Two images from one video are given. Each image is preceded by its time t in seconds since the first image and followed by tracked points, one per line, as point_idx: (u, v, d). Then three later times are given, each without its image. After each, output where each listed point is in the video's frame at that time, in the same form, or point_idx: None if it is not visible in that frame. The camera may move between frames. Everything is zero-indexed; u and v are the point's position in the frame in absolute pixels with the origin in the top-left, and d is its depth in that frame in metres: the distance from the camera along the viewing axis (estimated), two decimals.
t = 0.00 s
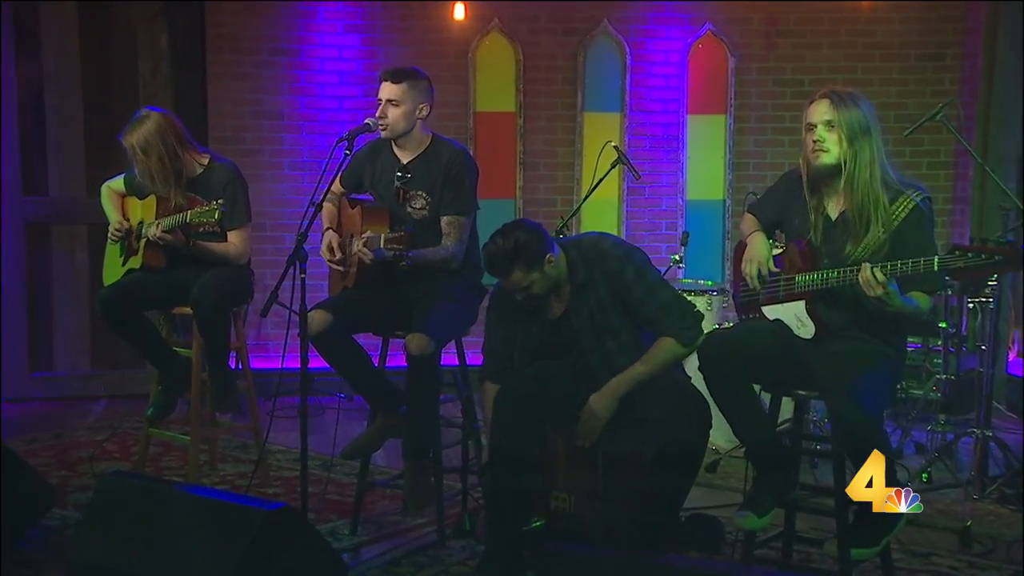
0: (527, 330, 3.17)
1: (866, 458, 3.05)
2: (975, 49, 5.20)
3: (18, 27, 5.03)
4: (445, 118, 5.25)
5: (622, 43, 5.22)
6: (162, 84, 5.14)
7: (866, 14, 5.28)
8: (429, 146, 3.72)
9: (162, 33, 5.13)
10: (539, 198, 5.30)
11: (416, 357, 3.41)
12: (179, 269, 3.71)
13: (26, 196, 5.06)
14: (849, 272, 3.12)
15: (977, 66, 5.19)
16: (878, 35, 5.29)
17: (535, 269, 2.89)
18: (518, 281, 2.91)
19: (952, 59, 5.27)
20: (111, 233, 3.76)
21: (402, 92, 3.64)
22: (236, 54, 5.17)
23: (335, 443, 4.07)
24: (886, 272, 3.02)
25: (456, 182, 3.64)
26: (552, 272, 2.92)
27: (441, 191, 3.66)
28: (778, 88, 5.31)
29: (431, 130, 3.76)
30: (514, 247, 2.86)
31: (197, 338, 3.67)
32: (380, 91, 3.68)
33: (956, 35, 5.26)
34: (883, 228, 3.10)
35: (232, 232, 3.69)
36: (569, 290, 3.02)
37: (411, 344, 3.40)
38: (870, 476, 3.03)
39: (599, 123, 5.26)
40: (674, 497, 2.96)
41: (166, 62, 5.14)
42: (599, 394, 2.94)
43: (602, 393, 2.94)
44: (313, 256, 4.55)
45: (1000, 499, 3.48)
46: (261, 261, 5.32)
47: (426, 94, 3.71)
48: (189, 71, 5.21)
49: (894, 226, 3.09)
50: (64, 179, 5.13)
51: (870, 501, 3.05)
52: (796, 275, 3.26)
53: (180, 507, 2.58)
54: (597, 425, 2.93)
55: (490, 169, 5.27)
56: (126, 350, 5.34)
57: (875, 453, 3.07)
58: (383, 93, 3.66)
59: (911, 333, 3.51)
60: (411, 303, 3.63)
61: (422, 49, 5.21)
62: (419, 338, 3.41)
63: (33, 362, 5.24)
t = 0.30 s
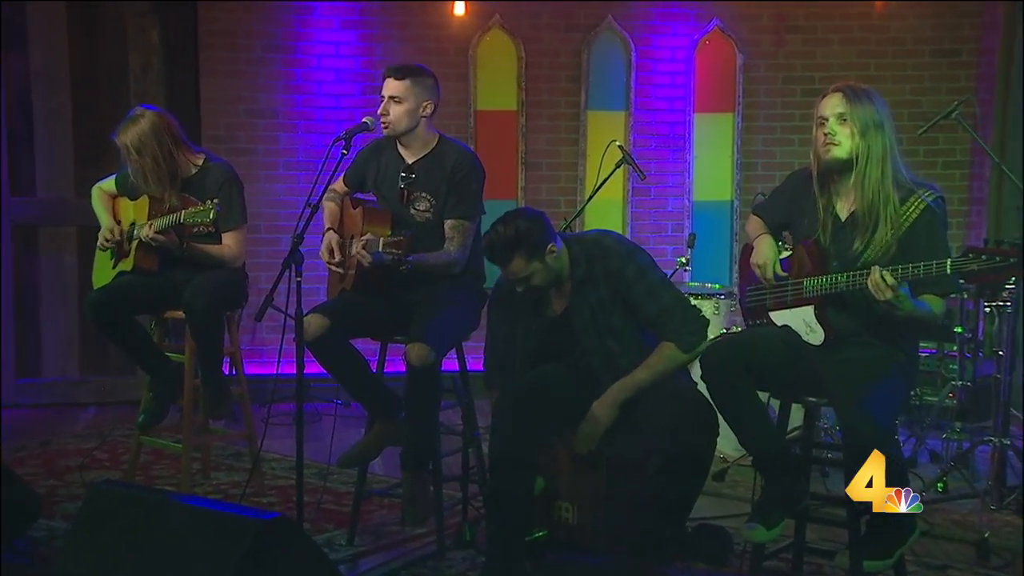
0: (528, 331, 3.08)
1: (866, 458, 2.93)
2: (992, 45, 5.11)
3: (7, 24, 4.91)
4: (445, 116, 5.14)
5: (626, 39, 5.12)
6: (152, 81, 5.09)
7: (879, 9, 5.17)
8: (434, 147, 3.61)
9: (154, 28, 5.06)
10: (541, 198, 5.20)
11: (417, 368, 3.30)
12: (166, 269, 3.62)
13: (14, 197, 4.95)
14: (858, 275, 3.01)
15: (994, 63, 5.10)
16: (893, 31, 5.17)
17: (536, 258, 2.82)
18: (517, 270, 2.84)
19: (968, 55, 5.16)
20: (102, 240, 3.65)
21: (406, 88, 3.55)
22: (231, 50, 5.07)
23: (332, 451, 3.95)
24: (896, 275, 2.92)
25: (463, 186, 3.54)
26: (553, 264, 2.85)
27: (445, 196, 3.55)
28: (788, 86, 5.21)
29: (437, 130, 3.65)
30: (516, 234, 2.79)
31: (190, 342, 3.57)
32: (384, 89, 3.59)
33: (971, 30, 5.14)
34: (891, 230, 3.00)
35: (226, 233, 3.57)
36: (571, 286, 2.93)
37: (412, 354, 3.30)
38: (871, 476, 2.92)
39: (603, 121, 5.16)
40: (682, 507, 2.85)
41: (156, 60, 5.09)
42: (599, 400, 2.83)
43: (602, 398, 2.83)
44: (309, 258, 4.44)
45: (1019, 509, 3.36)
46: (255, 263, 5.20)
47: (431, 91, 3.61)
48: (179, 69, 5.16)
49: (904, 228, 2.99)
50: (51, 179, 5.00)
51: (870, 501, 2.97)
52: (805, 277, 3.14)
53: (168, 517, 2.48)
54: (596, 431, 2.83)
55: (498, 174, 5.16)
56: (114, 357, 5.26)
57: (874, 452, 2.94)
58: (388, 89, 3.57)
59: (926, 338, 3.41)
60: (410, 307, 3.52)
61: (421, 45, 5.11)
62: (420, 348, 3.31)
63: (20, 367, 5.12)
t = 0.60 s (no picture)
0: (529, 331, 2.99)
1: (866, 458, 2.88)
2: (1010, 41, 5.02)
3: None
4: (447, 116, 5.04)
5: (633, 36, 5.02)
6: (146, 80, 4.96)
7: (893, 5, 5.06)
8: (434, 148, 3.51)
9: (147, 25, 4.94)
10: (546, 200, 5.09)
11: (419, 373, 3.22)
12: (160, 275, 3.50)
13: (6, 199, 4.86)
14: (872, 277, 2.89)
15: (1014, 60, 5.01)
16: (908, 27, 5.07)
17: (543, 261, 2.72)
18: (523, 274, 2.75)
19: (986, 51, 5.05)
20: (94, 238, 3.55)
21: (405, 87, 3.45)
22: (226, 48, 4.97)
23: (330, 459, 3.85)
24: (911, 275, 2.80)
25: (464, 189, 3.43)
26: (560, 266, 2.76)
27: (447, 197, 3.44)
28: (799, 84, 5.11)
29: (438, 130, 3.55)
30: (523, 236, 2.69)
31: (184, 348, 3.47)
32: (383, 88, 3.49)
33: (989, 26, 5.03)
34: (906, 235, 2.88)
35: (220, 236, 3.50)
36: (575, 289, 2.82)
37: (413, 359, 3.21)
38: (870, 476, 2.88)
39: (609, 122, 5.07)
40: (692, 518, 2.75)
41: (150, 59, 4.96)
42: (608, 407, 2.73)
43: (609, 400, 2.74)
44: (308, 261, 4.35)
45: None
46: (251, 266, 5.07)
47: (431, 91, 3.50)
48: (177, 66, 4.99)
49: (920, 231, 2.87)
50: (41, 180, 4.92)
51: (871, 501, 2.89)
52: (817, 281, 3.03)
53: (160, 527, 2.39)
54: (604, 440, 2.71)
55: (501, 175, 5.05)
56: (109, 363, 5.08)
57: (877, 450, 2.87)
58: (388, 88, 3.47)
59: (944, 344, 3.31)
60: (410, 311, 3.41)
61: (422, 42, 5.01)
62: (422, 353, 3.22)
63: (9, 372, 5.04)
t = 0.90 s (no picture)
0: (534, 332, 2.88)
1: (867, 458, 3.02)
2: None
3: None
4: (451, 115, 4.94)
5: (642, 33, 4.91)
6: (141, 78, 4.87)
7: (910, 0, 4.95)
8: (432, 147, 3.41)
9: (142, 22, 4.85)
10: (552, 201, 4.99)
11: (418, 376, 3.11)
12: (154, 279, 3.41)
13: None
14: (891, 282, 2.79)
15: None
16: (926, 23, 4.96)
17: (552, 263, 2.62)
18: (532, 275, 2.64)
19: (1006, 48, 4.94)
20: (83, 246, 3.45)
21: (403, 86, 3.35)
22: (222, 46, 4.87)
23: (330, 468, 3.74)
24: (933, 280, 2.70)
25: (464, 187, 3.33)
26: (570, 269, 2.65)
27: (447, 197, 3.34)
28: (812, 82, 5.01)
29: (435, 130, 3.45)
30: (531, 236, 2.60)
31: (179, 354, 3.37)
32: (381, 86, 3.39)
33: (1008, 22, 4.94)
34: (926, 237, 2.77)
35: (217, 239, 3.40)
36: (587, 292, 2.73)
37: (413, 362, 3.11)
38: (870, 474, 2.98)
39: (616, 120, 4.95)
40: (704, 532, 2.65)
41: (144, 58, 4.87)
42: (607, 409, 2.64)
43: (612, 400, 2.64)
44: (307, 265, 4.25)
45: None
46: (249, 269, 4.99)
47: (430, 90, 3.41)
48: (173, 67, 4.95)
49: (941, 234, 2.75)
50: (33, 181, 4.83)
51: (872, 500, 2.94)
52: (834, 284, 2.94)
53: (151, 538, 2.29)
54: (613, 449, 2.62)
55: (499, 174, 4.93)
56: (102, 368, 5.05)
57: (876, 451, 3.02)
58: (384, 88, 3.38)
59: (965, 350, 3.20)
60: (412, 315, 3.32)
61: (423, 40, 4.91)
62: (424, 356, 3.12)
63: None
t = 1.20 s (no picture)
0: (543, 334, 2.77)
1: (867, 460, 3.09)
2: None
3: None
4: (454, 115, 4.81)
5: (651, 30, 4.78)
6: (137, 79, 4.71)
7: None
8: (430, 147, 3.31)
9: (136, 19, 4.69)
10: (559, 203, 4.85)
11: (419, 384, 3.00)
12: (149, 283, 3.31)
13: None
14: (908, 286, 2.66)
15: None
16: (946, 20, 4.86)
17: (562, 257, 2.51)
18: (540, 269, 2.53)
19: None
20: (78, 247, 3.36)
21: (402, 84, 3.26)
22: (220, 43, 4.73)
23: (330, 479, 3.63)
24: (947, 283, 2.58)
25: (465, 186, 3.23)
26: (580, 265, 2.55)
27: (449, 196, 3.24)
28: (828, 81, 4.88)
29: (434, 130, 3.35)
30: (542, 229, 2.49)
31: (174, 361, 3.27)
32: (379, 84, 3.29)
33: None
34: (942, 239, 2.67)
35: (212, 243, 3.28)
36: (597, 291, 2.63)
37: (413, 370, 3.00)
38: (872, 476, 3.08)
39: (625, 121, 4.83)
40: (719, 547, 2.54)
41: (138, 57, 4.71)
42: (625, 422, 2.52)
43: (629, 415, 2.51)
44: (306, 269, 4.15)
45: None
46: (246, 275, 4.76)
47: (429, 90, 3.31)
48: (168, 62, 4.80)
49: (958, 236, 2.65)
50: (25, 185, 4.75)
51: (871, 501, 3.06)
52: (846, 290, 2.82)
53: (148, 551, 2.20)
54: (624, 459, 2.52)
55: (503, 174, 4.81)
56: (96, 374, 4.87)
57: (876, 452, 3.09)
58: (383, 86, 3.28)
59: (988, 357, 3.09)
60: (413, 320, 3.23)
61: (422, 37, 4.76)
62: (423, 363, 3.01)
63: None
